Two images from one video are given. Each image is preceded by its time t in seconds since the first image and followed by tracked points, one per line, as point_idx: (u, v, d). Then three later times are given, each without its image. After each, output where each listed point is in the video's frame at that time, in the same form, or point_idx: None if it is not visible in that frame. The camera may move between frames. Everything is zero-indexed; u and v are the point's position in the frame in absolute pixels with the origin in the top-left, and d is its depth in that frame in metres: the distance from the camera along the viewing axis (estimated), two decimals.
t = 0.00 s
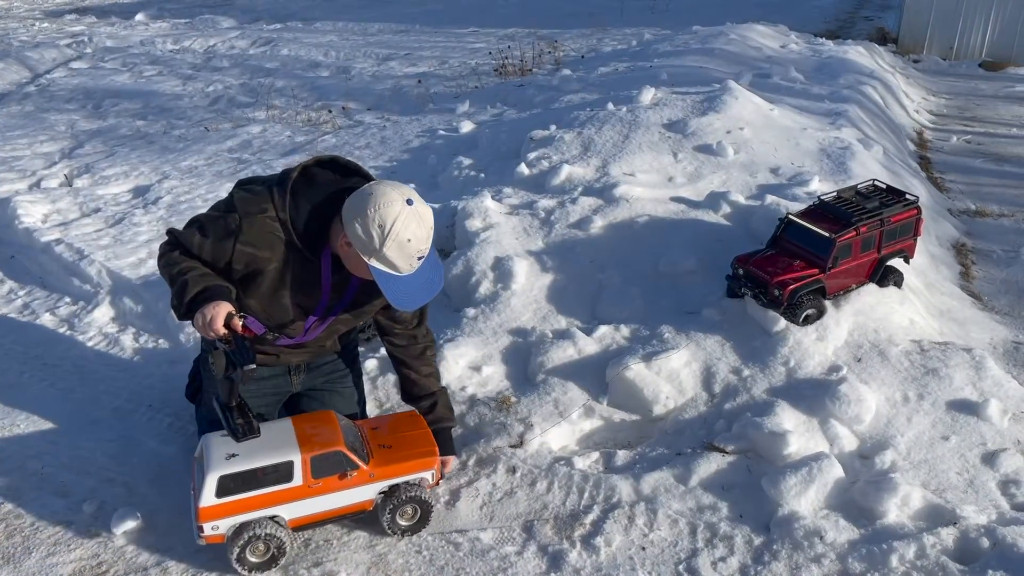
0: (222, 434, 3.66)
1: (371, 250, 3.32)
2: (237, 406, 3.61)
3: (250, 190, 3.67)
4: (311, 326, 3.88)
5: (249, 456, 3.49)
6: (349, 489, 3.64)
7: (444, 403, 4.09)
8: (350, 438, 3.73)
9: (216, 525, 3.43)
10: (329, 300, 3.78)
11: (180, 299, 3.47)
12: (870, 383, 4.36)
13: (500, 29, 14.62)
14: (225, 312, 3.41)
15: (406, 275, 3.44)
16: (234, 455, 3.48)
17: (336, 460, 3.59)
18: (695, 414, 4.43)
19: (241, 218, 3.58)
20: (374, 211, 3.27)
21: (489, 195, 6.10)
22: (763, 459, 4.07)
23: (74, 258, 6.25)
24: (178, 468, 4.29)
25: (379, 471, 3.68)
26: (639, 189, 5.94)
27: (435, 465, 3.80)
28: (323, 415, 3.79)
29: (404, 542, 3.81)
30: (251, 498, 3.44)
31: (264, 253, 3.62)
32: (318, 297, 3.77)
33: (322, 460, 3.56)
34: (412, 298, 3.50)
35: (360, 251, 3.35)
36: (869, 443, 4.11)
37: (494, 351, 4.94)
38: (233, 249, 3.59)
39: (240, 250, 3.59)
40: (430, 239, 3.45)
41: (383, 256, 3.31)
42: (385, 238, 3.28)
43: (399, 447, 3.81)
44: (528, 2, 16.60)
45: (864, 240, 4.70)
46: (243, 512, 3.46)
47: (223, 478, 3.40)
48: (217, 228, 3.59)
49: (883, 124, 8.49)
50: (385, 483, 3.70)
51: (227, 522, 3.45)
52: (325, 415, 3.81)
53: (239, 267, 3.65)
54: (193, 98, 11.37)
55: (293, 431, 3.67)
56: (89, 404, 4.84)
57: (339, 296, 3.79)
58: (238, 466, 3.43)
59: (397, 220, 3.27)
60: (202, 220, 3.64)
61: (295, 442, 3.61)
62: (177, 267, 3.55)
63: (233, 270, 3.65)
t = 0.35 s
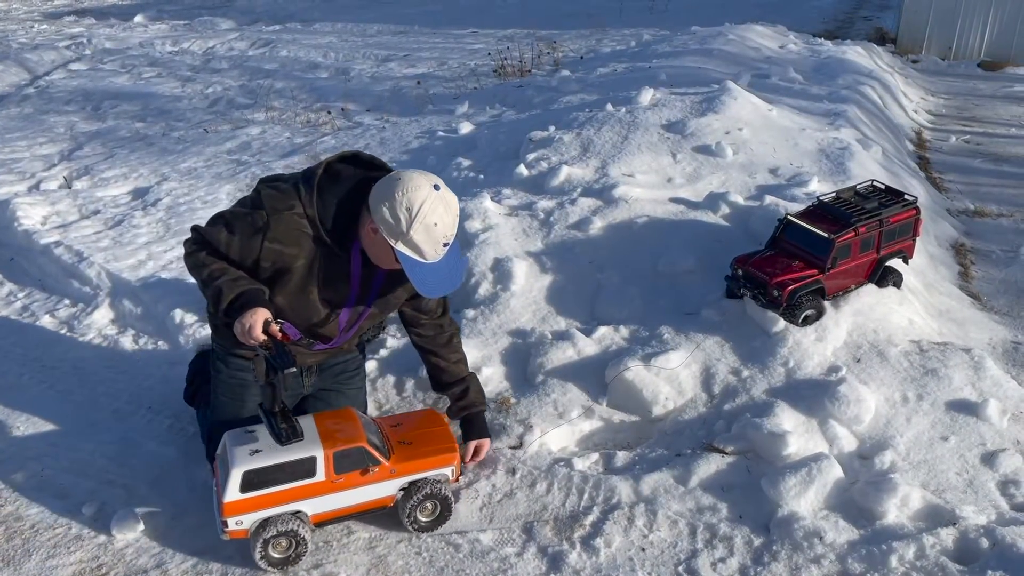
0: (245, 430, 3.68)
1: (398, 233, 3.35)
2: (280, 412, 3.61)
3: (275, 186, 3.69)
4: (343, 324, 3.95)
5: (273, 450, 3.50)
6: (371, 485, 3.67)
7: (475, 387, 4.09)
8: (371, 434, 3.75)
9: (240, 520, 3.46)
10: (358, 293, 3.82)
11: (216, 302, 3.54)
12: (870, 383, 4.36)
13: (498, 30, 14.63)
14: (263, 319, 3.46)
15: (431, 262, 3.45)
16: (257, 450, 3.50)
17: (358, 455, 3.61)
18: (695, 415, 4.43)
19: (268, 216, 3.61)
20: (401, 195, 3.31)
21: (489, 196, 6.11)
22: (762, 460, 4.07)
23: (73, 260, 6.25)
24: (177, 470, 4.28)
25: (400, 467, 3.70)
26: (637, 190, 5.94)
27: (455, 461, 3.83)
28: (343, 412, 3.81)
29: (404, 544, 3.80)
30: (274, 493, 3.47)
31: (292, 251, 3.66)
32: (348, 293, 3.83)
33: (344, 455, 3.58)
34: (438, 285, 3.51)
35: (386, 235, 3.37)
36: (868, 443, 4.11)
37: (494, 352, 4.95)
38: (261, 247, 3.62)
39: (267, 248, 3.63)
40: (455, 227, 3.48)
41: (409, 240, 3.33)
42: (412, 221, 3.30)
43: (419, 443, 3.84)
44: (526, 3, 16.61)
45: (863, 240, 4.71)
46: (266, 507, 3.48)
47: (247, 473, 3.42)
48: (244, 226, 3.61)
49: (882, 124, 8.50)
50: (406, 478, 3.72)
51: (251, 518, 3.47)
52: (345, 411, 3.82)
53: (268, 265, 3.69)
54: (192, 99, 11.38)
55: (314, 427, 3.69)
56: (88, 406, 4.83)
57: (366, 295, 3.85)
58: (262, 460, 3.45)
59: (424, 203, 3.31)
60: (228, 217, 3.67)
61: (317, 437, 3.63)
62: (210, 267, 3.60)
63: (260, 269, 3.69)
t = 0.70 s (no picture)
0: (272, 424, 3.72)
1: (387, 206, 3.36)
2: (308, 416, 3.67)
3: (260, 183, 3.71)
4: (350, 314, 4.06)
5: (300, 445, 3.54)
6: (396, 479, 3.69)
7: (478, 372, 4.13)
8: (396, 429, 3.78)
9: (267, 513, 3.50)
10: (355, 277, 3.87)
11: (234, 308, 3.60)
12: (872, 385, 4.36)
13: (501, 31, 14.64)
14: (292, 327, 3.51)
15: (421, 237, 3.45)
16: (284, 444, 3.54)
17: (383, 449, 3.64)
18: (697, 416, 4.43)
19: (259, 212, 3.63)
20: (388, 167, 3.34)
21: (491, 197, 6.12)
22: (764, 461, 4.06)
23: (77, 260, 6.27)
24: (180, 470, 4.30)
25: (425, 462, 3.72)
26: (640, 191, 5.94)
27: (479, 456, 3.85)
28: (369, 407, 3.84)
29: (407, 544, 3.81)
30: (302, 486, 3.51)
31: (289, 240, 3.71)
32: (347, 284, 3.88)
33: (370, 450, 3.61)
34: (431, 260, 3.50)
35: (374, 209, 3.39)
36: (871, 445, 4.11)
37: (497, 353, 4.95)
38: (261, 245, 3.66)
39: (267, 245, 3.67)
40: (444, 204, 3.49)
41: (398, 210, 3.35)
42: (399, 191, 3.33)
43: (443, 439, 3.86)
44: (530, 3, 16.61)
45: (866, 241, 4.69)
46: (293, 500, 3.52)
47: (275, 467, 3.45)
48: (239, 226, 3.63)
49: (886, 125, 8.49)
50: (431, 473, 3.75)
51: (278, 511, 3.52)
52: (371, 406, 3.86)
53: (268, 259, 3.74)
54: (196, 99, 11.41)
55: (340, 421, 3.72)
56: (92, 407, 4.85)
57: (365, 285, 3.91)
58: (289, 454, 3.49)
59: (411, 173, 3.34)
60: (220, 223, 3.67)
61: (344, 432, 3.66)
62: (217, 276, 3.64)
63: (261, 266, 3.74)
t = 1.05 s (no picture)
0: (277, 422, 3.75)
1: (360, 182, 3.36)
2: (327, 410, 3.71)
3: (232, 186, 3.72)
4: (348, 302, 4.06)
5: (304, 442, 3.56)
6: (400, 477, 3.70)
7: (482, 347, 4.08)
8: (401, 427, 3.80)
9: (271, 510, 3.52)
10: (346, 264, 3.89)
11: (246, 316, 3.62)
12: (883, 385, 4.34)
13: (513, 29, 14.65)
14: (308, 319, 3.52)
15: (399, 212, 3.44)
16: (289, 442, 3.56)
17: (387, 447, 3.65)
18: (706, 415, 4.42)
19: (239, 211, 3.65)
20: (357, 143, 3.35)
21: (502, 195, 6.12)
22: (773, 461, 4.05)
23: (90, 256, 6.31)
24: (190, 465, 4.32)
25: (429, 460, 3.73)
26: (651, 190, 5.93)
27: (484, 455, 3.85)
28: (374, 406, 3.86)
29: (414, 541, 3.81)
30: (306, 484, 3.53)
31: (271, 232, 3.74)
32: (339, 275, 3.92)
33: (374, 447, 3.63)
34: (412, 235, 3.49)
35: (347, 187, 3.40)
36: (881, 445, 4.08)
37: (506, 351, 4.95)
38: (249, 244, 3.68)
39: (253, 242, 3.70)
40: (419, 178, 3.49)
41: (370, 186, 3.35)
42: (370, 166, 3.33)
43: (448, 437, 3.87)
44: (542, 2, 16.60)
45: (877, 241, 4.67)
46: (297, 497, 3.54)
47: (279, 464, 3.48)
48: (225, 232, 3.65)
49: (899, 124, 8.44)
50: (436, 471, 3.75)
51: (282, 508, 3.53)
52: (376, 405, 3.88)
53: (256, 259, 3.77)
54: (209, 97, 11.47)
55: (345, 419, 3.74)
56: (103, 402, 4.88)
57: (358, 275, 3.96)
58: (294, 452, 3.51)
59: (381, 147, 3.34)
60: (202, 233, 3.68)
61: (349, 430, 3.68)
62: (215, 288, 3.64)
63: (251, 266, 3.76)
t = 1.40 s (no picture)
0: (292, 417, 3.76)
1: (329, 152, 3.40)
2: (341, 411, 3.74)
3: (204, 195, 3.67)
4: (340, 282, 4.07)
5: (318, 438, 3.58)
6: (413, 472, 3.72)
7: (467, 315, 4.19)
8: (414, 423, 3.81)
9: (286, 505, 3.54)
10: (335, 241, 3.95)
11: (252, 320, 3.67)
12: (899, 386, 4.31)
13: (530, 28, 14.63)
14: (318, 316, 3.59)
15: (374, 173, 3.49)
16: (303, 437, 3.58)
17: (401, 443, 3.66)
18: (720, 414, 4.41)
19: (216, 215, 3.61)
20: (317, 115, 3.38)
21: (517, 193, 6.13)
22: (788, 461, 4.04)
23: (108, 252, 6.37)
24: (206, 459, 4.36)
25: (442, 456, 3.74)
26: (667, 188, 5.91)
27: (496, 451, 3.86)
28: (388, 402, 3.88)
29: (427, 537, 3.83)
30: (320, 479, 3.54)
31: (253, 229, 3.72)
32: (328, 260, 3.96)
33: (387, 443, 3.64)
34: (389, 195, 3.53)
35: (317, 161, 3.42)
36: (896, 446, 4.06)
37: (519, 349, 4.96)
38: (233, 246, 3.67)
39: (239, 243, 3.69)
40: (384, 136, 3.53)
41: (341, 153, 3.38)
42: (335, 134, 3.36)
43: (461, 433, 3.88)
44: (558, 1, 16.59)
45: (895, 241, 4.64)
46: (312, 493, 3.56)
47: (293, 459, 3.49)
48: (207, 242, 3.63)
49: (917, 124, 8.37)
50: (448, 467, 3.76)
51: (297, 503, 3.55)
52: (390, 400, 3.89)
53: (243, 259, 3.77)
54: (227, 94, 11.55)
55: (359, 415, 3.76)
56: (121, 396, 4.93)
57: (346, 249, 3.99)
58: (308, 447, 3.53)
59: (339, 113, 3.37)
60: (183, 246, 3.64)
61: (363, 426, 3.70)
62: (212, 301, 3.66)
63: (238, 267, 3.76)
